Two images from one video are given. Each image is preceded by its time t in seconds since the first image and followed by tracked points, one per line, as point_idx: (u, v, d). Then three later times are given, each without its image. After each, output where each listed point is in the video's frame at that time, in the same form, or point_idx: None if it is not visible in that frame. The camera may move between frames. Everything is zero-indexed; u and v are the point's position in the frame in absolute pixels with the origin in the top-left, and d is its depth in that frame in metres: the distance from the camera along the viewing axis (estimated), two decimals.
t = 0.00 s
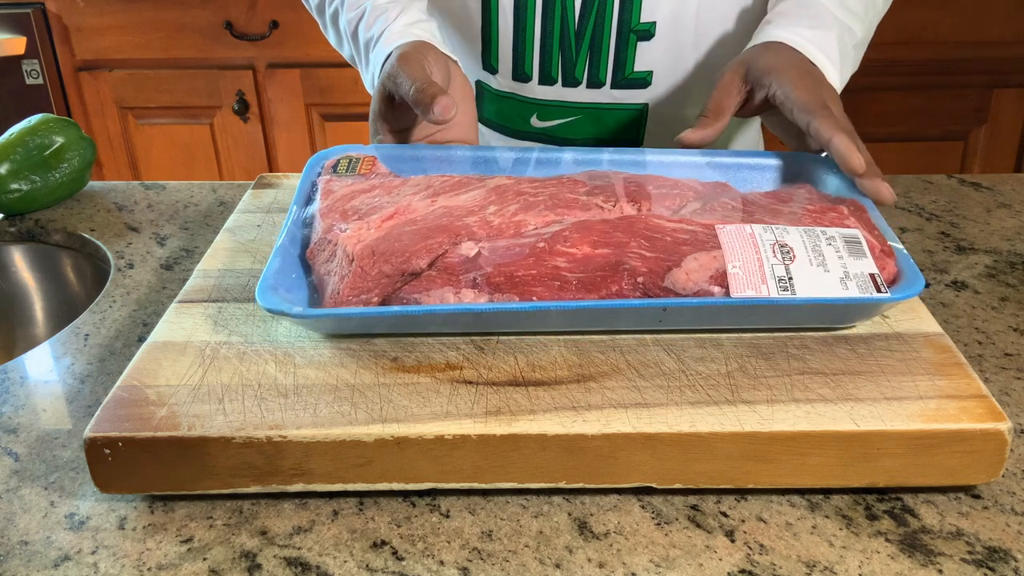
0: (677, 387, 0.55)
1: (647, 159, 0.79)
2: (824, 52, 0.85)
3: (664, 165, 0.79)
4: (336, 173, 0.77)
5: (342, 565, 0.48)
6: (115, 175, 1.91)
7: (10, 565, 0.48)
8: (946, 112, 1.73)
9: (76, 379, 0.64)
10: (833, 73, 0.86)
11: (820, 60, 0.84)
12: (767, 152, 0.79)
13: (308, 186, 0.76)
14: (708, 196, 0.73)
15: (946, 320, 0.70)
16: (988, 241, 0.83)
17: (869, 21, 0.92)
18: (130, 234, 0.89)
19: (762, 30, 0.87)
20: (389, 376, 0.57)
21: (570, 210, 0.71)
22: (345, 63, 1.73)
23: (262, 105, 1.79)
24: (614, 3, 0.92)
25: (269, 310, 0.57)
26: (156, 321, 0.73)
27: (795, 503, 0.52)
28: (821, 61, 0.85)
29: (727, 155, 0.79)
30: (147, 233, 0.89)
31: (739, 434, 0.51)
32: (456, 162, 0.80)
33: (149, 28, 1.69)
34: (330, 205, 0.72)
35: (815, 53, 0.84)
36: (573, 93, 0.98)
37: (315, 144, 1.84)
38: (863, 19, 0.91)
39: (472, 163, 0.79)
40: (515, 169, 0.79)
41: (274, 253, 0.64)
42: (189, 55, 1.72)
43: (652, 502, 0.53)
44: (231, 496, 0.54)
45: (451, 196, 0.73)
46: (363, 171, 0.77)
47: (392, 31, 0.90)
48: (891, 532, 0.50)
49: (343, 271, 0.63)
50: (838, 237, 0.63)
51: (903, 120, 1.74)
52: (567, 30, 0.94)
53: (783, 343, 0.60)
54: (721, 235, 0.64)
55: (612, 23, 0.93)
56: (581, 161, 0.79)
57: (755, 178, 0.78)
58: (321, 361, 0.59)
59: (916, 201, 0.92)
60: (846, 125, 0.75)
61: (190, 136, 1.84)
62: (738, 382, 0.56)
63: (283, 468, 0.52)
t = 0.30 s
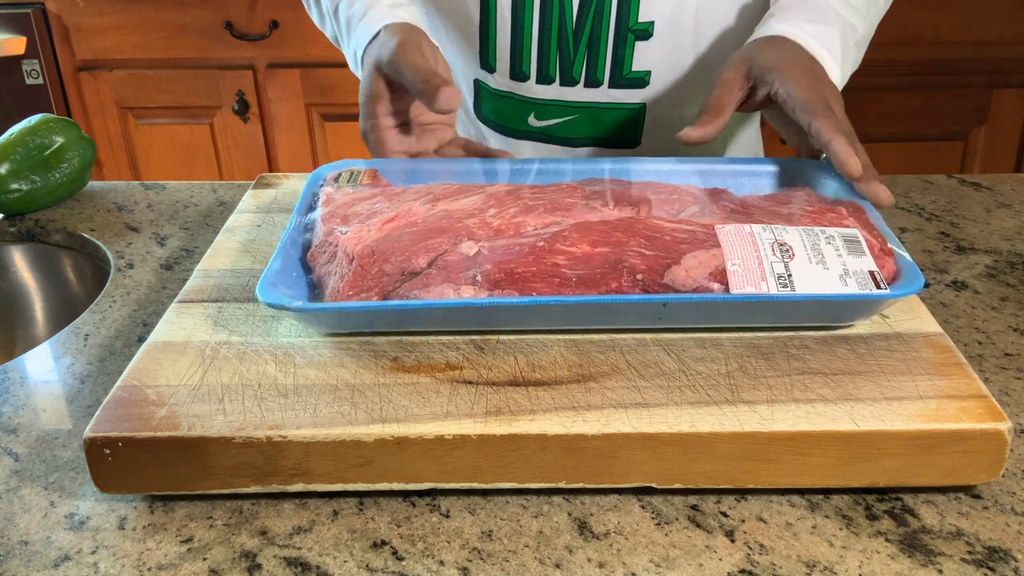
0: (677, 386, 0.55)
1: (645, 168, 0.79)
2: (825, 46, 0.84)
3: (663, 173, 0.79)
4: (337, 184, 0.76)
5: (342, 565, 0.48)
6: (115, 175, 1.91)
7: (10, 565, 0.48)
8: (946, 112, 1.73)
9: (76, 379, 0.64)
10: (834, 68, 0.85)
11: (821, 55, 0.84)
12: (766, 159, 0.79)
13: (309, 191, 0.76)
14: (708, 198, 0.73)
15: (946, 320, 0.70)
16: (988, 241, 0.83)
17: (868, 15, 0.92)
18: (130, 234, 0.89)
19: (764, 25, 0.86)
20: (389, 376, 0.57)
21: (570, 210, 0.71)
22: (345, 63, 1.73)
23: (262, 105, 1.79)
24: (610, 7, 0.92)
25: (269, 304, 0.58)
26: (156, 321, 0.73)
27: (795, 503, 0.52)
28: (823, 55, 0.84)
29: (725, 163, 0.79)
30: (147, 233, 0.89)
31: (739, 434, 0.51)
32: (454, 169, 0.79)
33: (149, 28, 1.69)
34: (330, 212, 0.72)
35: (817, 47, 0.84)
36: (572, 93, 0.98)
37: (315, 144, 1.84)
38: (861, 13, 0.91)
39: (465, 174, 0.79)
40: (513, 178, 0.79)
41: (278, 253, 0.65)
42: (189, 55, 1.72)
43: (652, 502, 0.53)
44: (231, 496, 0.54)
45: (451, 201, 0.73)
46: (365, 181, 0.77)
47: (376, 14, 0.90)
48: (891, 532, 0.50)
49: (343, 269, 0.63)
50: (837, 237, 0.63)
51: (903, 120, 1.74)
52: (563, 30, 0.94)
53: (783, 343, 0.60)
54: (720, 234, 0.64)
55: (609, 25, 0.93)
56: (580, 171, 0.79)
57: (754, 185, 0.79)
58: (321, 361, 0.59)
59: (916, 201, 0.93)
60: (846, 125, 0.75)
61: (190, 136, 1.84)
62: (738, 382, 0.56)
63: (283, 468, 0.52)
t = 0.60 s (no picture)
0: (677, 386, 0.55)
1: (647, 173, 0.79)
2: None
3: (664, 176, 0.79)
4: (338, 193, 0.77)
5: (342, 565, 0.48)
6: (115, 175, 1.91)
7: (10, 565, 0.48)
8: (946, 112, 1.73)
9: (76, 379, 0.64)
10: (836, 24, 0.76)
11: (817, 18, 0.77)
12: (768, 163, 0.79)
13: (310, 196, 0.77)
14: (707, 198, 0.73)
15: (946, 320, 0.70)
16: (989, 241, 0.83)
17: None
18: (130, 234, 0.89)
19: None
20: (389, 376, 0.57)
21: (570, 210, 0.71)
22: (345, 63, 1.73)
23: (262, 105, 1.79)
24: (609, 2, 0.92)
25: (270, 299, 0.58)
26: (156, 321, 0.73)
27: (795, 503, 0.52)
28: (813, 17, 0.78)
29: (727, 167, 0.79)
30: (147, 233, 0.89)
31: (739, 434, 0.51)
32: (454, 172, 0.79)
33: (149, 28, 1.69)
34: (331, 216, 0.72)
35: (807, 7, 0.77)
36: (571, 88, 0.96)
37: (315, 144, 1.84)
38: None
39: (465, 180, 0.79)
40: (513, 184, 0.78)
41: (279, 252, 0.65)
42: (189, 55, 1.72)
43: (652, 502, 0.53)
44: (231, 496, 0.54)
45: (450, 203, 0.73)
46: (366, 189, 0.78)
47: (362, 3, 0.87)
48: (891, 532, 0.50)
49: (343, 267, 0.64)
50: (837, 236, 0.63)
51: (903, 120, 1.74)
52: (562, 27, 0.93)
53: (783, 343, 0.60)
54: (719, 233, 0.64)
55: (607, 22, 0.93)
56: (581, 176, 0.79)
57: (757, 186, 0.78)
58: (321, 361, 0.59)
59: (916, 201, 0.93)
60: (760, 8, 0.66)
61: (190, 136, 1.84)
62: (738, 382, 0.56)
63: (283, 468, 0.52)
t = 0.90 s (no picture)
0: (677, 387, 0.55)
1: (646, 173, 0.79)
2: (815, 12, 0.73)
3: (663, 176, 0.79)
4: (338, 193, 0.77)
5: (342, 565, 0.48)
6: (114, 175, 1.91)
7: (10, 565, 0.48)
8: (946, 112, 1.73)
9: (76, 379, 0.64)
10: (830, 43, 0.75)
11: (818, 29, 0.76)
12: (768, 163, 0.79)
13: (310, 196, 0.77)
14: (707, 199, 0.73)
15: (946, 320, 0.70)
16: (989, 241, 0.83)
17: None
18: (129, 234, 0.89)
19: None
20: (389, 376, 0.57)
21: (570, 210, 0.71)
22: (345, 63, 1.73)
23: (262, 105, 1.79)
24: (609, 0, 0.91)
25: (270, 299, 0.58)
26: (156, 321, 0.73)
27: (795, 503, 0.52)
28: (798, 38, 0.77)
29: (727, 167, 0.79)
30: (147, 233, 0.89)
31: (739, 434, 0.51)
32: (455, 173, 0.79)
33: (149, 28, 1.69)
34: (331, 216, 0.72)
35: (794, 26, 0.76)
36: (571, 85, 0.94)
37: (315, 144, 1.84)
38: None
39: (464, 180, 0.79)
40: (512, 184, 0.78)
41: (279, 253, 0.65)
42: (189, 55, 1.72)
43: (652, 502, 0.53)
44: (231, 496, 0.54)
45: (450, 203, 0.73)
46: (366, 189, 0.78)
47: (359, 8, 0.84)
48: (891, 532, 0.50)
49: (343, 267, 0.64)
50: (837, 236, 0.63)
51: (903, 120, 1.74)
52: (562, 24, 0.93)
53: (783, 343, 0.60)
54: (719, 233, 0.64)
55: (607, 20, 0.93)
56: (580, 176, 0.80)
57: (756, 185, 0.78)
58: (321, 362, 0.59)
59: (916, 201, 0.93)
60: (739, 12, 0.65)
61: (189, 136, 1.84)
62: (738, 382, 0.56)
63: (283, 468, 0.52)
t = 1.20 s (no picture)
0: (677, 387, 0.55)
1: (647, 173, 0.79)
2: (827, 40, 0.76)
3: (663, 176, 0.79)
4: (338, 193, 0.77)
5: (342, 565, 0.48)
6: (114, 175, 1.91)
7: (10, 565, 0.48)
8: (946, 112, 1.73)
9: (76, 379, 0.64)
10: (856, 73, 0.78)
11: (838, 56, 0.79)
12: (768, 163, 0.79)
13: (310, 196, 0.77)
14: (706, 199, 0.73)
15: (946, 320, 0.70)
16: (989, 241, 0.83)
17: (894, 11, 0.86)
18: (129, 234, 0.89)
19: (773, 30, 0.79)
20: (389, 376, 0.57)
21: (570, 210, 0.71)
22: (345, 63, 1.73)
23: (262, 105, 1.79)
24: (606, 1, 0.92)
25: (270, 299, 0.58)
26: (156, 321, 0.73)
27: (795, 503, 0.52)
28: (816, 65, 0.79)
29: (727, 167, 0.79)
30: (147, 233, 0.89)
31: (739, 434, 0.51)
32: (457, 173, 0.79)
33: (149, 28, 1.69)
34: (330, 216, 0.72)
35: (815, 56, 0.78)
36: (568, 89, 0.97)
37: (315, 144, 1.84)
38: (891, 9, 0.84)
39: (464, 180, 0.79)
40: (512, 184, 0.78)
41: (279, 253, 0.65)
42: (189, 56, 1.72)
43: (652, 502, 0.53)
44: (231, 496, 0.54)
45: (450, 203, 0.73)
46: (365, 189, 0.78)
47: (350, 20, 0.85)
48: (891, 532, 0.50)
49: (343, 267, 0.64)
50: (837, 237, 0.63)
51: (903, 120, 1.74)
52: (562, 24, 0.94)
53: (783, 343, 0.60)
54: (719, 234, 0.64)
55: (606, 21, 0.93)
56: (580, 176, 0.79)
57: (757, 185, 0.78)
58: (321, 362, 0.59)
59: (916, 201, 0.93)
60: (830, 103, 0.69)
61: (189, 136, 1.84)
62: (738, 382, 0.56)
63: (283, 468, 0.52)
